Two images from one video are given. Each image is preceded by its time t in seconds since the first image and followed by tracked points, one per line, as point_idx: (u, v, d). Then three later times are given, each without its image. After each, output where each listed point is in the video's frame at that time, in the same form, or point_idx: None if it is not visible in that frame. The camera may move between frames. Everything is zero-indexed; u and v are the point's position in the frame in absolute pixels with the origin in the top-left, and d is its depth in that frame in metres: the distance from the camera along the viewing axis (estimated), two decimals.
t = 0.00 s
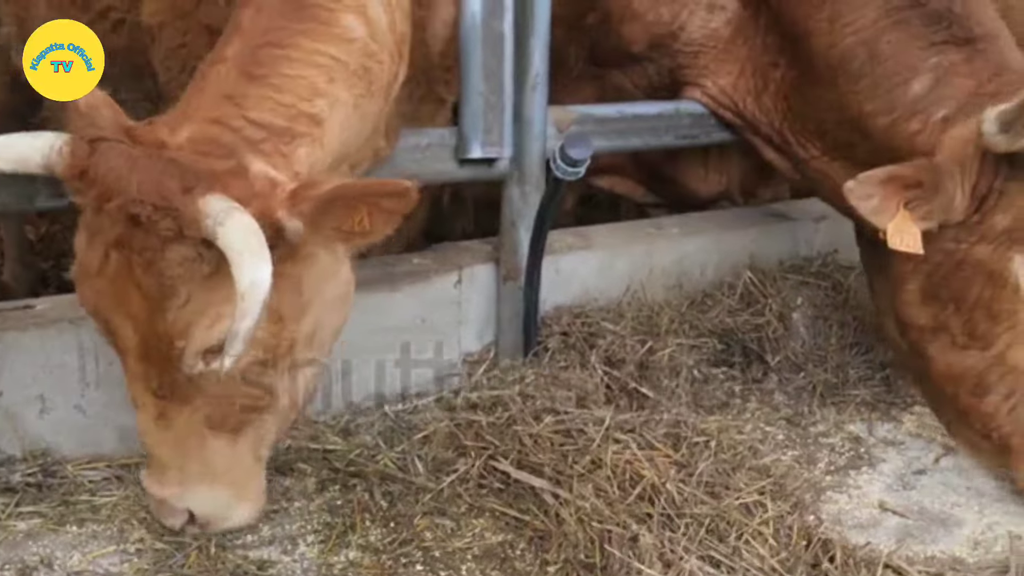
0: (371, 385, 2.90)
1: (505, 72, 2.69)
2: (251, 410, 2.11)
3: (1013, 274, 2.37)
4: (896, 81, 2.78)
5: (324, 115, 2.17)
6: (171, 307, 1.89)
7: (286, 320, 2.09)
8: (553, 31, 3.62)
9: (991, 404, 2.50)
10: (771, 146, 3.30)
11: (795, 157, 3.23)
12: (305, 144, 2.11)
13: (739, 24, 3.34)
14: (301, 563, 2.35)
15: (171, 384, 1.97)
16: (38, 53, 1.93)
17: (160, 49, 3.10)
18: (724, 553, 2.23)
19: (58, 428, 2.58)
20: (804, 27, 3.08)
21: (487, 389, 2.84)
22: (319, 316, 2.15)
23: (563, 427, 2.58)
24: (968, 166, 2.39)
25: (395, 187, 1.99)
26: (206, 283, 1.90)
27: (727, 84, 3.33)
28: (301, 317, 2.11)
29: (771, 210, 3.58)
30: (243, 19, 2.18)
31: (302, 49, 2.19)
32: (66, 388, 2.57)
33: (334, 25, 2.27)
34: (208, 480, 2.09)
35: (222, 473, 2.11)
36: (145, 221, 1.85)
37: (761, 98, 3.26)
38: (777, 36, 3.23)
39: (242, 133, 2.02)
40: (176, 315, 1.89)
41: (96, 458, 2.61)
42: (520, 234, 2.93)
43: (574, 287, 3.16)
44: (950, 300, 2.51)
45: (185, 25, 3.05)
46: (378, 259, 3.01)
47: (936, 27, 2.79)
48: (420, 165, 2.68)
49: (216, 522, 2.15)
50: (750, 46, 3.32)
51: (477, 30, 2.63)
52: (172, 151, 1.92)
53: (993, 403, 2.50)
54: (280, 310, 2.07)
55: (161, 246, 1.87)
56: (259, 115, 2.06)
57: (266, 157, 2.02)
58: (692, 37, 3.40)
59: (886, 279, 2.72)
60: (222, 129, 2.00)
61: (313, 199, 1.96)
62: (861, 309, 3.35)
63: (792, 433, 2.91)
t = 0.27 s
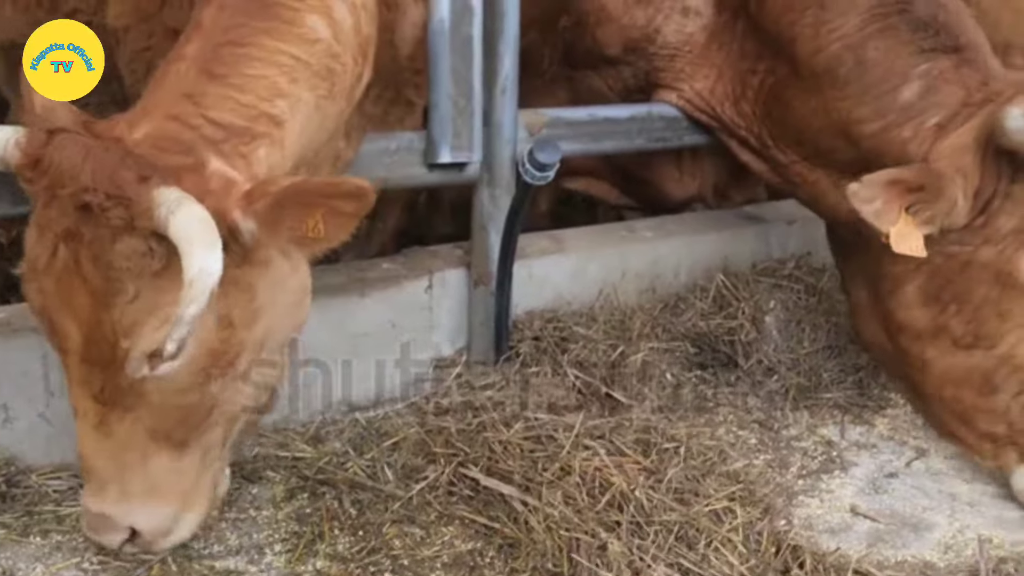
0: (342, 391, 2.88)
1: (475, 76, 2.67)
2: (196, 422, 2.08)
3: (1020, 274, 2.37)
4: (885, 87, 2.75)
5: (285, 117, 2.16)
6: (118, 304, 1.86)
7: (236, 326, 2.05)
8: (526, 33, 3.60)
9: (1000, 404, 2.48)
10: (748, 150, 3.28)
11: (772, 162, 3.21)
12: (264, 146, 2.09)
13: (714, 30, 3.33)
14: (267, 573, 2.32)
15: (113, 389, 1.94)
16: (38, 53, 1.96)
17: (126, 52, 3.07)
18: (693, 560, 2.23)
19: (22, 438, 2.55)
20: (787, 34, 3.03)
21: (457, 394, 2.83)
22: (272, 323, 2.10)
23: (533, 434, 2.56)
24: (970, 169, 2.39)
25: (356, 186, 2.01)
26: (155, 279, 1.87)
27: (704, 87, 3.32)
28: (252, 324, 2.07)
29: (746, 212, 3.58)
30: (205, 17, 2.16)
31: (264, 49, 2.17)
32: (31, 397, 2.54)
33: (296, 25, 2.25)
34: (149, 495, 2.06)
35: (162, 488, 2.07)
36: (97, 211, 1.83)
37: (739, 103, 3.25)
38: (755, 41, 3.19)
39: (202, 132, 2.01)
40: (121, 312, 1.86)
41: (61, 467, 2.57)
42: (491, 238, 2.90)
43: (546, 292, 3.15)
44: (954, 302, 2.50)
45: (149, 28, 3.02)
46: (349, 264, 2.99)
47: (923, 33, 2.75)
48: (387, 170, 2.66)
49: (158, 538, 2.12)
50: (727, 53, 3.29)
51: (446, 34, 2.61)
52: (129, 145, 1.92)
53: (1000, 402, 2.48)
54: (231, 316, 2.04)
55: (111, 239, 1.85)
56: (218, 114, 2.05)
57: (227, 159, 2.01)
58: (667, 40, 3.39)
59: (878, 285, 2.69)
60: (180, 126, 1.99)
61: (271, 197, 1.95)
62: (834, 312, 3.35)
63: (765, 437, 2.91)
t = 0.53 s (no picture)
0: (308, 395, 2.86)
1: (437, 77, 2.67)
2: (192, 413, 2.14)
3: (1016, 260, 2.54)
4: (876, 74, 2.82)
5: (224, 125, 2.13)
6: (84, 340, 1.89)
7: (206, 331, 2.06)
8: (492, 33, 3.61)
9: (993, 387, 2.64)
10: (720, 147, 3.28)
11: (747, 158, 3.22)
12: (203, 156, 2.07)
13: (684, 32, 3.32)
14: None
15: (103, 406, 2.00)
16: (38, 53, 2.11)
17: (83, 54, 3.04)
18: (655, 564, 2.22)
19: None
20: (771, 29, 3.02)
21: (424, 398, 2.82)
22: (246, 322, 2.12)
23: (497, 438, 2.55)
24: (972, 155, 2.56)
25: (286, 212, 1.89)
26: (117, 311, 1.89)
27: (675, 86, 3.31)
28: (223, 328, 2.08)
29: (715, 214, 3.59)
30: (142, 30, 2.15)
31: (201, 58, 2.14)
32: None
33: (235, 31, 2.21)
34: (163, 486, 2.16)
35: (173, 478, 2.18)
36: (40, 263, 1.81)
37: (712, 101, 3.24)
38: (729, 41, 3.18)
39: (136, 149, 1.98)
40: (90, 347, 1.90)
41: (21, 475, 2.55)
42: (457, 240, 2.89)
43: (514, 295, 3.14)
44: (947, 286, 2.64)
45: (105, 31, 3.01)
46: (316, 268, 2.97)
47: (909, 23, 2.84)
48: (349, 172, 2.66)
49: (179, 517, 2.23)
50: (698, 52, 3.28)
51: (407, 34, 2.61)
52: (66, 180, 1.88)
53: (996, 385, 2.64)
54: (202, 323, 2.04)
55: (63, 283, 1.85)
56: (154, 129, 2.03)
57: (163, 174, 1.99)
58: (635, 40, 3.37)
59: (866, 272, 2.80)
60: (113, 147, 1.96)
61: (206, 222, 1.90)
62: (803, 313, 3.35)
63: (733, 438, 2.90)
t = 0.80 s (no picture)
0: (270, 399, 2.84)
1: (396, 79, 2.67)
2: (111, 431, 2.09)
3: (987, 257, 2.60)
4: (847, 81, 2.85)
5: (174, 127, 2.11)
6: (10, 326, 1.89)
7: (137, 335, 2.02)
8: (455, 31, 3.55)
9: (969, 382, 2.69)
10: (685, 151, 3.28)
11: (713, 162, 3.22)
12: (152, 156, 2.05)
13: (649, 35, 3.31)
14: None
15: (18, 408, 1.95)
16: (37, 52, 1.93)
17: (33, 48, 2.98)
18: (613, 567, 2.26)
19: None
20: (741, 36, 3.02)
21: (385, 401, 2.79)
22: (180, 330, 2.09)
23: (457, 440, 2.54)
24: (938, 157, 2.61)
25: (243, 205, 1.93)
26: (48, 296, 1.90)
27: (641, 86, 3.30)
28: (154, 335, 2.05)
29: (680, 215, 3.59)
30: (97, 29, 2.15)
31: (155, 59, 2.13)
32: None
33: (189, 34, 2.20)
34: (70, 506, 2.09)
35: (81, 497, 2.10)
36: None
37: (678, 104, 3.23)
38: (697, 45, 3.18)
39: (84, 143, 1.98)
40: (15, 334, 1.89)
41: None
42: (418, 240, 2.88)
43: (477, 296, 3.13)
44: (921, 287, 2.70)
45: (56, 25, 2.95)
46: (277, 270, 2.96)
47: (877, 30, 2.87)
48: (308, 172, 2.68)
49: (83, 546, 2.16)
50: (663, 55, 3.28)
51: (365, 35, 2.61)
52: (9, 162, 1.89)
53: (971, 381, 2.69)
54: (133, 327, 2.01)
55: None
56: (104, 125, 2.01)
57: (112, 170, 1.98)
58: (601, 41, 3.35)
59: (840, 276, 2.85)
60: (61, 139, 1.96)
61: (156, 211, 1.89)
62: (769, 313, 3.35)
63: (696, 438, 2.90)
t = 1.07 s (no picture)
0: (238, 400, 2.82)
1: (360, 79, 2.68)
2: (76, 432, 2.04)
3: (955, 250, 2.74)
4: (812, 82, 2.88)
5: (131, 123, 2.09)
6: None
7: (98, 337, 2.00)
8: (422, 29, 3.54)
9: (943, 373, 2.81)
10: (650, 151, 3.30)
11: (678, 161, 3.25)
12: (109, 154, 2.02)
13: (613, 35, 3.31)
14: None
15: None
16: (37, 53, 2.00)
17: None
18: (578, 567, 2.25)
19: None
20: (707, 39, 3.03)
21: (352, 403, 2.78)
22: (140, 331, 2.07)
23: (423, 441, 2.53)
24: (902, 156, 2.74)
25: (200, 203, 1.91)
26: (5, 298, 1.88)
27: (607, 85, 3.31)
28: (116, 334, 2.03)
29: (650, 214, 3.60)
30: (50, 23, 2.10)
31: (109, 53, 2.11)
32: None
33: (146, 29, 2.19)
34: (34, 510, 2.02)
35: (49, 498, 2.04)
36: None
37: (643, 103, 3.25)
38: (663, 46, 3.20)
39: (39, 143, 1.95)
40: None
41: None
42: (385, 242, 2.87)
43: (446, 296, 3.12)
44: (893, 282, 2.82)
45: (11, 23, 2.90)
46: (243, 271, 2.94)
47: (840, 33, 2.92)
48: (273, 173, 2.67)
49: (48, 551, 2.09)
50: (628, 55, 3.29)
51: (329, 35, 2.62)
52: None
53: (943, 370, 2.81)
54: (93, 328, 1.99)
55: None
56: (58, 123, 1.99)
57: (68, 170, 1.94)
58: (567, 41, 3.34)
59: (812, 274, 2.95)
60: (17, 138, 1.92)
61: (112, 212, 1.87)
62: (738, 311, 3.36)
63: (665, 437, 2.90)
